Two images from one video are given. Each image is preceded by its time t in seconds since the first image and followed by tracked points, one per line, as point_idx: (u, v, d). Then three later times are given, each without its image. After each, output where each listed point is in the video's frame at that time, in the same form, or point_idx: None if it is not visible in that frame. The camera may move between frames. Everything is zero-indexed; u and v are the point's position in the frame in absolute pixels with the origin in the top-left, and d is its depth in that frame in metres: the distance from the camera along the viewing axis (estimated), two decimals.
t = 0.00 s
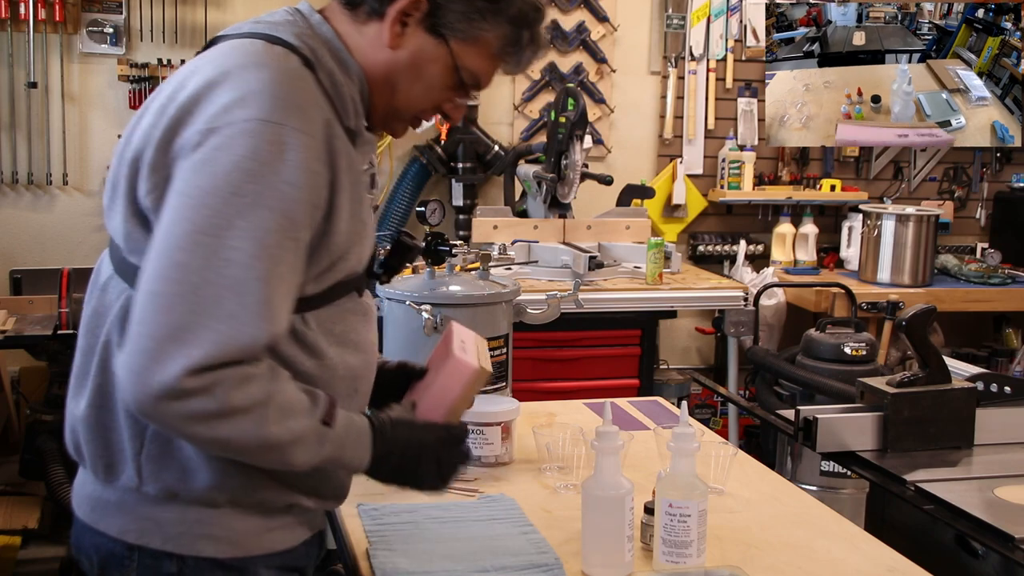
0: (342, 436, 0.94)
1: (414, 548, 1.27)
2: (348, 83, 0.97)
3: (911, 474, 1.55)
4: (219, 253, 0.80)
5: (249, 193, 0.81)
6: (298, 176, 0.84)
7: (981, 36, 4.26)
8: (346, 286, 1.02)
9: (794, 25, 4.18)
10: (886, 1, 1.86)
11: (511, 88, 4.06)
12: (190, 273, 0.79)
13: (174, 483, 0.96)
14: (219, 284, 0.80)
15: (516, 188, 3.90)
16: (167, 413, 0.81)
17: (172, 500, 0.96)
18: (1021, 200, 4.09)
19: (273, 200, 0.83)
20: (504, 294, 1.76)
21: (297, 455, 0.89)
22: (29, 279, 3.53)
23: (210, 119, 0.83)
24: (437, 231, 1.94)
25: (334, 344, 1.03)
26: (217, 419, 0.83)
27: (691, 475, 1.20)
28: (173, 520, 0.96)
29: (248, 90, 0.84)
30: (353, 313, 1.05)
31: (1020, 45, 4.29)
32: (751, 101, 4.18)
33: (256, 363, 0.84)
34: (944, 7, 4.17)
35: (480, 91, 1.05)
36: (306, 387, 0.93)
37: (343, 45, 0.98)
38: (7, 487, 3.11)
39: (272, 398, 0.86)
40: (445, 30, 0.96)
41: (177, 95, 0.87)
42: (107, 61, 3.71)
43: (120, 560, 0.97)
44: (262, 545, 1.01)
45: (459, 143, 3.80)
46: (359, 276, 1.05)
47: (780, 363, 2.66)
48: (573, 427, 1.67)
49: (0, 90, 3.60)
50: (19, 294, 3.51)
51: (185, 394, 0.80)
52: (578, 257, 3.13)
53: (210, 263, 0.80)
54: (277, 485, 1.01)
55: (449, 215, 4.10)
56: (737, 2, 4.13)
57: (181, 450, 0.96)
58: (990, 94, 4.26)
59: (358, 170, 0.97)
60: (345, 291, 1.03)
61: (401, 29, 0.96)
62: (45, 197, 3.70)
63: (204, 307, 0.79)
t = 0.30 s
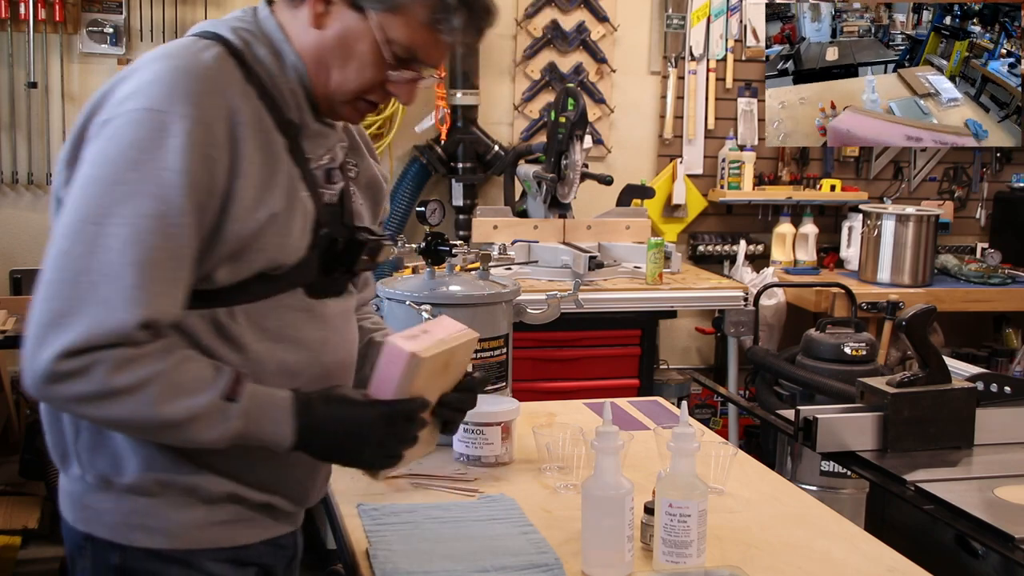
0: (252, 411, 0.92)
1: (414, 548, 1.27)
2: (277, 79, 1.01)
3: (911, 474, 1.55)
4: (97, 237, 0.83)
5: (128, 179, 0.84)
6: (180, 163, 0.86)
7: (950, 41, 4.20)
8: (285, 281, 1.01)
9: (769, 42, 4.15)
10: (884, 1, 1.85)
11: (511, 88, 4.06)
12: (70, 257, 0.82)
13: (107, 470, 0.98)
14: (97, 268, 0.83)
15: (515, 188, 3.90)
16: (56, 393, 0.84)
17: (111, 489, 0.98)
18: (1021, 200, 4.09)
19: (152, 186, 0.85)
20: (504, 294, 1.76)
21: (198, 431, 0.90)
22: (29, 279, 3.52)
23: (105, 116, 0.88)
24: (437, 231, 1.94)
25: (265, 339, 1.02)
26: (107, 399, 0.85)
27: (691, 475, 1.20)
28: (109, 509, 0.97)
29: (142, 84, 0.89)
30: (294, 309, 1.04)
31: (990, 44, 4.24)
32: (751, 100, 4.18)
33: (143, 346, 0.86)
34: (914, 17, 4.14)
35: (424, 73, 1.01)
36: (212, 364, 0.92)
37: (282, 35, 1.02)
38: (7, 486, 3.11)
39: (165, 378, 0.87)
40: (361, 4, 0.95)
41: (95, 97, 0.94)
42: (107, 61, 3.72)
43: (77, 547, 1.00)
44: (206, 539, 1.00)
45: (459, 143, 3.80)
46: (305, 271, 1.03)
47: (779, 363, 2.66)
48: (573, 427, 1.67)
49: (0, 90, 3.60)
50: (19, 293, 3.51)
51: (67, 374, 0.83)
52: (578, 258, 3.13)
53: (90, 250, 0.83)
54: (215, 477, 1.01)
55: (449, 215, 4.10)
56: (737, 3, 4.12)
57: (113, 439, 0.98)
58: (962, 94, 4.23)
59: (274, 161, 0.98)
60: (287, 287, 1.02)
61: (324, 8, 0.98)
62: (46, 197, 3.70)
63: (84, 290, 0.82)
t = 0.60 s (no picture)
0: (207, 409, 0.96)
1: (413, 548, 1.27)
2: (216, 72, 1.04)
3: (911, 474, 1.54)
4: (29, 248, 0.87)
5: (51, 188, 0.88)
6: (100, 163, 0.89)
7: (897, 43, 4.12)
8: (235, 276, 1.03)
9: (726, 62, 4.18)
10: None
11: (511, 88, 4.07)
12: (5, 270, 0.87)
13: (74, 475, 1.03)
14: (30, 277, 0.87)
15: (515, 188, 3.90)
16: (10, 407, 0.90)
17: (80, 494, 1.04)
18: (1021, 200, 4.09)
19: (74, 191, 0.88)
20: (504, 294, 1.76)
21: (154, 434, 0.94)
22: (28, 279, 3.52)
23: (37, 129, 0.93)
24: (437, 231, 1.94)
25: (220, 339, 1.03)
26: (59, 408, 0.90)
27: (691, 475, 1.20)
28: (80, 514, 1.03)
29: (67, 93, 0.93)
30: (249, 307, 1.04)
31: (938, 37, 4.14)
32: (751, 101, 4.18)
33: (90, 351, 0.90)
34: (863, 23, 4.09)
35: (361, 48, 1.00)
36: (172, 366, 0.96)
37: (222, 27, 1.05)
38: (7, 486, 3.10)
39: (112, 380, 0.91)
40: None
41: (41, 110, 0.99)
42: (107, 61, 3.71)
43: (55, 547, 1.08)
44: (170, 547, 1.04)
45: (459, 143, 3.81)
46: (260, 267, 1.04)
47: (779, 363, 2.66)
48: (573, 427, 1.67)
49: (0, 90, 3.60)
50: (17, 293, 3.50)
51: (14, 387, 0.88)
52: (578, 258, 3.13)
53: (23, 263, 0.87)
54: (178, 485, 1.04)
55: (449, 215, 4.10)
56: (737, 3, 4.13)
57: (80, 445, 1.03)
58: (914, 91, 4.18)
59: (207, 152, 0.99)
60: (239, 284, 1.03)
61: None
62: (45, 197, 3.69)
63: (20, 301, 0.87)
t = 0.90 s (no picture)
0: (225, 387, 0.94)
1: (413, 548, 1.27)
2: (165, 67, 1.04)
3: (911, 474, 1.54)
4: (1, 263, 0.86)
5: (17, 198, 0.87)
6: (60, 166, 0.88)
7: (884, 49, 4.15)
8: (207, 278, 1.03)
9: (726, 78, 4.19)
10: (878, 11, 1.86)
11: (511, 88, 4.07)
12: None
13: (56, 496, 1.03)
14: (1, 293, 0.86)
15: (515, 188, 3.90)
16: (18, 430, 0.88)
17: (64, 515, 1.04)
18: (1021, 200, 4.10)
19: (37, 200, 0.87)
20: (504, 294, 1.76)
21: (175, 421, 0.92)
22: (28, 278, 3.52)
23: None
24: (437, 231, 1.95)
25: (201, 342, 1.05)
26: (70, 419, 0.88)
27: (691, 475, 1.20)
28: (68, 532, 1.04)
29: (17, 99, 0.91)
30: (229, 306, 1.06)
31: (924, 41, 4.17)
32: (751, 101, 4.18)
33: (93, 352, 0.89)
34: (852, 30, 4.13)
35: (316, 30, 1.02)
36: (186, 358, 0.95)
37: (167, 21, 1.05)
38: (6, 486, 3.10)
39: (120, 378, 0.90)
40: None
41: None
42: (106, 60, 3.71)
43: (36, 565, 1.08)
44: (162, 564, 1.06)
45: (459, 143, 3.81)
46: (235, 264, 1.05)
47: (779, 363, 2.66)
48: (573, 427, 1.66)
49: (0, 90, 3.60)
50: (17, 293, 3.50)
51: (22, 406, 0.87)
52: (578, 257, 3.13)
53: None
54: (165, 503, 1.04)
55: (449, 215, 4.10)
56: (737, 3, 4.13)
57: (58, 466, 1.03)
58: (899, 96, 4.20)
59: (169, 148, 0.99)
60: (215, 285, 1.04)
61: None
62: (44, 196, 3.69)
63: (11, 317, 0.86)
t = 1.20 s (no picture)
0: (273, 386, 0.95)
1: (412, 548, 1.27)
2: (122, 65, 1.01)
3: (911, 474, 1.54)
4: None
5: (3, 203, 0.85)
6: (40, 163, 0.86)
7: (885, 61, 4.11)
8: (184, 279, 1.03)
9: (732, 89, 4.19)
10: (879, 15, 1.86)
11: (511, 88, 4.07)
12: (13, 288, 0.83)
13: (35, 513, 1.01)
14: None
15: (515, 188, 3.90)
16: (58, 438, 0.83)
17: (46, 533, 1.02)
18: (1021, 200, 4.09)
19: (22, 199, 0.85)
20: (504, 294, 1.76)
21: (227, 420, 0.90)
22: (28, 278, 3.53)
23: None
24: (437, 231, 1.94)
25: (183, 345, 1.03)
26: (120, 421, 0.85)
27: (691, 475, 1.20)
28: (49, 550, 1.02)
29: None
30: (208, 306, 1.05)
31: (926, 50, 4.14)
32: (751, 101, 4.17)
33: (128, 351, 0.87)
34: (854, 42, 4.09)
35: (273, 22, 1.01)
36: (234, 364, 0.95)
37: (118, 19, 1.02)
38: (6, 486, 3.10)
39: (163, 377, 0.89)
40: None
41: None
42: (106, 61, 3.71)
43: None
44: None
45: (459, 143, 3.81)
46: (215, 261, 1.05)
47: (779, 363, 2.66)
48: (573, 427, 1.66)
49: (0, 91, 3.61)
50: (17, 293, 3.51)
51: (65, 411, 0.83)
52: (578, 258, 3.13)
53: None
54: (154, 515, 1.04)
55: (449, 215, 4.10)
56: (737, 3, 4.12)
57: (36, 483, 1.00)
58: (900, 108, 4.17)
59: (139, 146, 0.97)
60: (194, 284, 1.04)
61: None
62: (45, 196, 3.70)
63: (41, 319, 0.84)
